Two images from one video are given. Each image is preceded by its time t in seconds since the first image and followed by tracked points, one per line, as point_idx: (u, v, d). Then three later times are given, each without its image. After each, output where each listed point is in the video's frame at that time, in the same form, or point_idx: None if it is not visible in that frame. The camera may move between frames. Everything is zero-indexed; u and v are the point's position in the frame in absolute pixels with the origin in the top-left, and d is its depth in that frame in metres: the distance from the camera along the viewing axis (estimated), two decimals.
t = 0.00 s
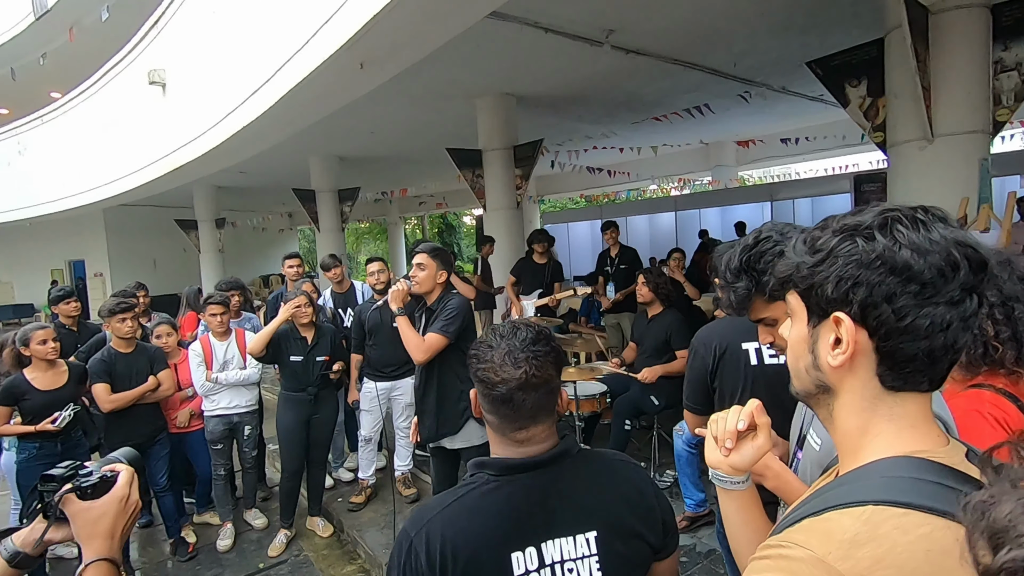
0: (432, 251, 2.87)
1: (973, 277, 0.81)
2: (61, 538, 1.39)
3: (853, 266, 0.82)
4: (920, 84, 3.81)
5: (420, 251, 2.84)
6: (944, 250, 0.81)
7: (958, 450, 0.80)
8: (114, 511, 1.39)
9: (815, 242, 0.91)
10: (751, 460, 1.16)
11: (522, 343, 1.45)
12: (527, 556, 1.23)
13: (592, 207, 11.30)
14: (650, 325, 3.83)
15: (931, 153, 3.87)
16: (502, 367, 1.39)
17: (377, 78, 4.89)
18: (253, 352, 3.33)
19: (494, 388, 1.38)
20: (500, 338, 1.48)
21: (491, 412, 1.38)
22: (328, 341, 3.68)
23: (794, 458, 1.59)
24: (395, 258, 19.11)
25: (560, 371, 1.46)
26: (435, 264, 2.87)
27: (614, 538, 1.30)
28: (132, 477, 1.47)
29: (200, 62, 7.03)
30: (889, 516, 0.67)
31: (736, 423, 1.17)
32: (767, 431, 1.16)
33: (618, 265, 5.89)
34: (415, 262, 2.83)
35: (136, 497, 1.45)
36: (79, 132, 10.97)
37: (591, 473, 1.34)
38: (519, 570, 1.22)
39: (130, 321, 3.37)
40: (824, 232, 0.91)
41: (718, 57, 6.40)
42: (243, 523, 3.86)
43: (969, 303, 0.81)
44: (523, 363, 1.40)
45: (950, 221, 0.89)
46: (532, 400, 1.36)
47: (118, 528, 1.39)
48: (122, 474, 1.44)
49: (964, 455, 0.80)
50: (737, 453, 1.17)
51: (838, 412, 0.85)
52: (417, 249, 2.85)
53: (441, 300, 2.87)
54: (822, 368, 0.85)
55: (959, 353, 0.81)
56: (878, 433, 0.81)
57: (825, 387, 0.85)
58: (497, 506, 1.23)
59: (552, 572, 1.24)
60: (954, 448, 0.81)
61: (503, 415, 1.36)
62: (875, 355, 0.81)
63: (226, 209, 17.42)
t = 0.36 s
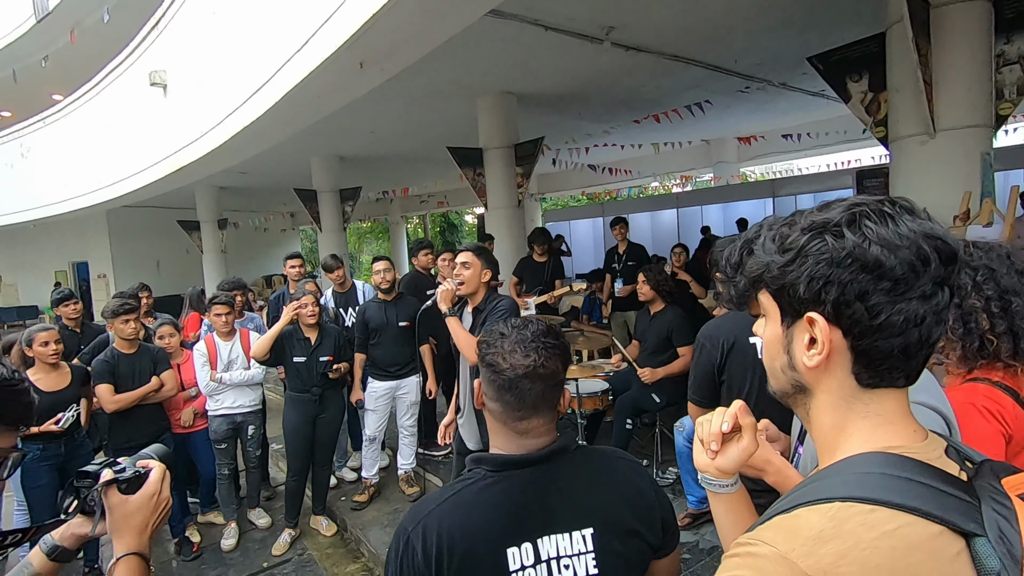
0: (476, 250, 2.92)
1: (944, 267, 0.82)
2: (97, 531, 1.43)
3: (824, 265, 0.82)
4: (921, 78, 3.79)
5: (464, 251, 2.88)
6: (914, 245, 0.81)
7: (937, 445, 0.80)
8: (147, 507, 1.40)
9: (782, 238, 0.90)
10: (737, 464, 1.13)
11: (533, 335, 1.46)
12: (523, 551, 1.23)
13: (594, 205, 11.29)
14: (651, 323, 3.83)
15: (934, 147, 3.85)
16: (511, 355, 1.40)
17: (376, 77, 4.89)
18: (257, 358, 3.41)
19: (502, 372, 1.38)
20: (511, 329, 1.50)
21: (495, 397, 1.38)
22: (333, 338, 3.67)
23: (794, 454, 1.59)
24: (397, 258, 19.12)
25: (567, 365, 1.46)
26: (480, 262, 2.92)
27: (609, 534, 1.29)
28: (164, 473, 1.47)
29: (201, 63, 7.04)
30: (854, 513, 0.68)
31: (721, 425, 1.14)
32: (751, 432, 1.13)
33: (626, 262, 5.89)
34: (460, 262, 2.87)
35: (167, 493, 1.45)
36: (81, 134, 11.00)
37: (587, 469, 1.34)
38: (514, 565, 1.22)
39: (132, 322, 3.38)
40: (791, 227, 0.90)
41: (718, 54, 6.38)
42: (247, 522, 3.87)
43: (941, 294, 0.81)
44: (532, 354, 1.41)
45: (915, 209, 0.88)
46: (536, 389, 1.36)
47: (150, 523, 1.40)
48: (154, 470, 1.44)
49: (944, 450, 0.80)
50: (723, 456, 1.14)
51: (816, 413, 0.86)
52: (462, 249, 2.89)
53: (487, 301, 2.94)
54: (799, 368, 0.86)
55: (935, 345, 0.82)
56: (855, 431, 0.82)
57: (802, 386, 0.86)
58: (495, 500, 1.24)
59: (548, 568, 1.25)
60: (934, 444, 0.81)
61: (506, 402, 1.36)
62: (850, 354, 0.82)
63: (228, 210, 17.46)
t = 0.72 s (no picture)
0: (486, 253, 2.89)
1: (930, 264, 0.84)
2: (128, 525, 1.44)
3: (818, 267, 0.82)
4: (924, 74, 3.77)
5: (474, 255, 2.87)
6: (904, 244, 0.82)
7: (920, 444, 0.81)
8: (178, 501, 1.42)
9: (767, 240, 0.89)
10: (721, 467, 1.13)
11: (532, 329, 1.49)
12: (527, 547, 1.23)
13: (595, 203, 11.28)
14: (654, 321, 3.83)
15: (936, 143, 3.84)
16: (513, 349, 1.42)
17: (378, 76, 4.90)
18: (283, 364, 3.42)
19: (504, 367, 1.39)
20: (509, 325, 1.52)
21: (499, 392, 1.39)
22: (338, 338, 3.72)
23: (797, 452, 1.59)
24: (399, 257, 19.15)
25: (567, 357, 1.49)
26: (489, 266, 2.90)
27: (610, 530, 1.30)
28: (194, 469, 1.50)
29: (202, 63, 7.05)
30: (842, 518, 0.68)
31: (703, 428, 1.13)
32: (733, 435, 1.13)
33: (630, 260, 5.89)
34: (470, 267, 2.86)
35: (198, 488, 1.48)
36: (83, 135, 11.03)
37: (587, 466, 1.34)
38: (519, 561, 1.22)
39: (136, 322, 3.39)
40: (777, 228, 0.89)
41: (720, 51, 6.37)
42: (252, 522, 3.88)
43: (928, 291, 0.83)
44: (534, 347, 1.43)
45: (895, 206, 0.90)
46: (540, 380, 1.38)
47: (178, 517, 1.42)
48: (184, 465, 1.47)
49: (926, 448, 0.81)
50: (705, 460, 1.13)
51: (801, 417, 0.86)
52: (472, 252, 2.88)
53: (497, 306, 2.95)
54: (788, 372, 0.85)
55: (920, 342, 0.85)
56: (843, 433, 0.82)
57: (788, 392, 0.86)
58: (497, 499, 1.24)
59: (552, 565, 1.25)
60: (918, 443, 0.82)
61: (512, 397, 1.36)
62: (841, 356, 0.82)
63: (230, 210, 17.50)
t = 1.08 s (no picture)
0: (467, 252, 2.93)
1: (922, 262, 0.85)
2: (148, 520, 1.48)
3: (811, 266, 0.82)
4: (925, 73, 3.77)
5: (455, 252, 2.89)
6: (896, 241, 0.83)
7: (915, 445, 0.82)
8: (195, 498, 1.43)
9: (759, 241, 0.89)
10: (714, 466, 1.15)
11: (521, 331, 1.50)
12: (533, 543, 1.24)
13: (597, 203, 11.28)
14: (656, 320, 3.83)
15: (937, 142, 3.84)
16: (509, 355, 1.42)
17: (379, 77, 4.91)
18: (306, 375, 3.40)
19: (503, 374, 1.39)
20: (496, 330, 1.53)
21: (500, 401, 1.38)
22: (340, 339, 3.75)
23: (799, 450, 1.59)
24: (401, 258, 19.17)
25: (557, 353, 1.53)
26: (469, 264, 2.93)
27: (614, 525, 1.30)
28: (210, 467, 1.51)
29: (205, 65, 7.08)
30: (838, 523, 0.68)
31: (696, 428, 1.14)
32: (726, 437, 1.15)
33: (633, 259, 5.88)
34: (449, 263, 2.88)
35: (214, 486, 1.49)
36: (86, 137, 11.07)
37: (590, 462, 1.34)
38: (526, 556, 1.22)
39: (138, 323, 3.41)
40: (769, 228, 0.90)
41: (721, 50, 6.37)
42: (255, 522, 3.89)
43: (920, 288, 0.84)
44: (528, 349, 1.45)
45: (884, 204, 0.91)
46: (540, 382, 1.40)
47: (195, 514, 1.43)
48: (201, 463, 1.48)
49: (922, 450, 0.82)
50: (699, 459, 1.15)
51: (797, 418, 0.86)
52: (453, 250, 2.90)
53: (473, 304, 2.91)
54: (785, 373, 0.85)
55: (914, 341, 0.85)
56: (839, 436, 0.82)
57: (785, 394, 0.87)
58: (503, 494, 1.24)
59: (558, 560, 1.25)
60: (914, 444, 0.83)
61: (514, 403, 1.37)
62: (838, 355, 0.82)
63: (232, 212, 17.54)
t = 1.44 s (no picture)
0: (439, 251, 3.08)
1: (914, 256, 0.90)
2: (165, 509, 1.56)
3: (824, 263, 0.83)
4: (925, 72, 3.77)
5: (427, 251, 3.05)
6: (893, 236, 0.87)
7: (914, 450, 0.83)
8: (210, 487, 1.52)
9: (764, 243, 0.89)
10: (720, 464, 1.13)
11: (508, 333, 1.52)
12: (532, 545, 1.24)
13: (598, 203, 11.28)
14: (656, 320, 3.82)
15: (937, 141, 3.84)
16: (499, 357, 1.44)
17: (379, 79, 4.92)
18: (294, 380, 3.45)
19: (495, 377, 1.41)
20: (482, 334, 1.54)
21: (495, 404, 1.40)
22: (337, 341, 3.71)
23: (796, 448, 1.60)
24: (403, 259, 19.19)
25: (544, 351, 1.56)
26: (440, 262, 3.07)
27: (612, 525, 1.30)
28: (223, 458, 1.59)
29: (206, 67, 7.10)
30: (824, 518, 0.69)
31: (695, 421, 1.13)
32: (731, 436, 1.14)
33: (634, 260, 5.87)
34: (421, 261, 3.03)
35: (227, 475, 1.57)
36: (88, 140, 11.10)
37: (586, 463, 1.34)
38: (525, 559, 1.23)
39: (140, 326, 3.42)
40: (772, 230, 0.90)
41: (721, 50, 6.36)
42: (258, 524, 3.90)
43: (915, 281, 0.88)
44: (517, 349, 1.47)
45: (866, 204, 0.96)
46: (532, 381, 1.43)
47: (209, 502, 1.51)
48: (214, 455, 1.56)
49: (921, 455, 0.83)
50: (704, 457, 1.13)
51: (799, 419, 0.87)
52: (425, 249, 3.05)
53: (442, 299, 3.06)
54: (795, 372, 0.85)
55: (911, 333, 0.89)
56: (836, 437, 0.84)
57: (791, 396, 0.86)
58: (502, 495, 1.25)
59: (556, 562, 1.25)
60: (911, 448, 0.83)
61: (510, 404, 1.38)
62: (850, 351, 0.84)
63: (234, 214, 17.57)
